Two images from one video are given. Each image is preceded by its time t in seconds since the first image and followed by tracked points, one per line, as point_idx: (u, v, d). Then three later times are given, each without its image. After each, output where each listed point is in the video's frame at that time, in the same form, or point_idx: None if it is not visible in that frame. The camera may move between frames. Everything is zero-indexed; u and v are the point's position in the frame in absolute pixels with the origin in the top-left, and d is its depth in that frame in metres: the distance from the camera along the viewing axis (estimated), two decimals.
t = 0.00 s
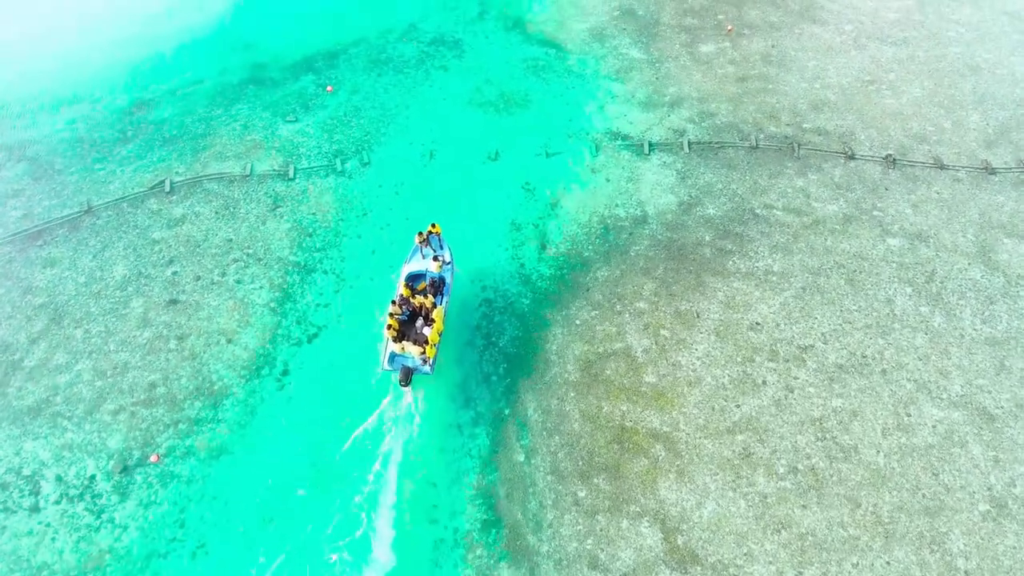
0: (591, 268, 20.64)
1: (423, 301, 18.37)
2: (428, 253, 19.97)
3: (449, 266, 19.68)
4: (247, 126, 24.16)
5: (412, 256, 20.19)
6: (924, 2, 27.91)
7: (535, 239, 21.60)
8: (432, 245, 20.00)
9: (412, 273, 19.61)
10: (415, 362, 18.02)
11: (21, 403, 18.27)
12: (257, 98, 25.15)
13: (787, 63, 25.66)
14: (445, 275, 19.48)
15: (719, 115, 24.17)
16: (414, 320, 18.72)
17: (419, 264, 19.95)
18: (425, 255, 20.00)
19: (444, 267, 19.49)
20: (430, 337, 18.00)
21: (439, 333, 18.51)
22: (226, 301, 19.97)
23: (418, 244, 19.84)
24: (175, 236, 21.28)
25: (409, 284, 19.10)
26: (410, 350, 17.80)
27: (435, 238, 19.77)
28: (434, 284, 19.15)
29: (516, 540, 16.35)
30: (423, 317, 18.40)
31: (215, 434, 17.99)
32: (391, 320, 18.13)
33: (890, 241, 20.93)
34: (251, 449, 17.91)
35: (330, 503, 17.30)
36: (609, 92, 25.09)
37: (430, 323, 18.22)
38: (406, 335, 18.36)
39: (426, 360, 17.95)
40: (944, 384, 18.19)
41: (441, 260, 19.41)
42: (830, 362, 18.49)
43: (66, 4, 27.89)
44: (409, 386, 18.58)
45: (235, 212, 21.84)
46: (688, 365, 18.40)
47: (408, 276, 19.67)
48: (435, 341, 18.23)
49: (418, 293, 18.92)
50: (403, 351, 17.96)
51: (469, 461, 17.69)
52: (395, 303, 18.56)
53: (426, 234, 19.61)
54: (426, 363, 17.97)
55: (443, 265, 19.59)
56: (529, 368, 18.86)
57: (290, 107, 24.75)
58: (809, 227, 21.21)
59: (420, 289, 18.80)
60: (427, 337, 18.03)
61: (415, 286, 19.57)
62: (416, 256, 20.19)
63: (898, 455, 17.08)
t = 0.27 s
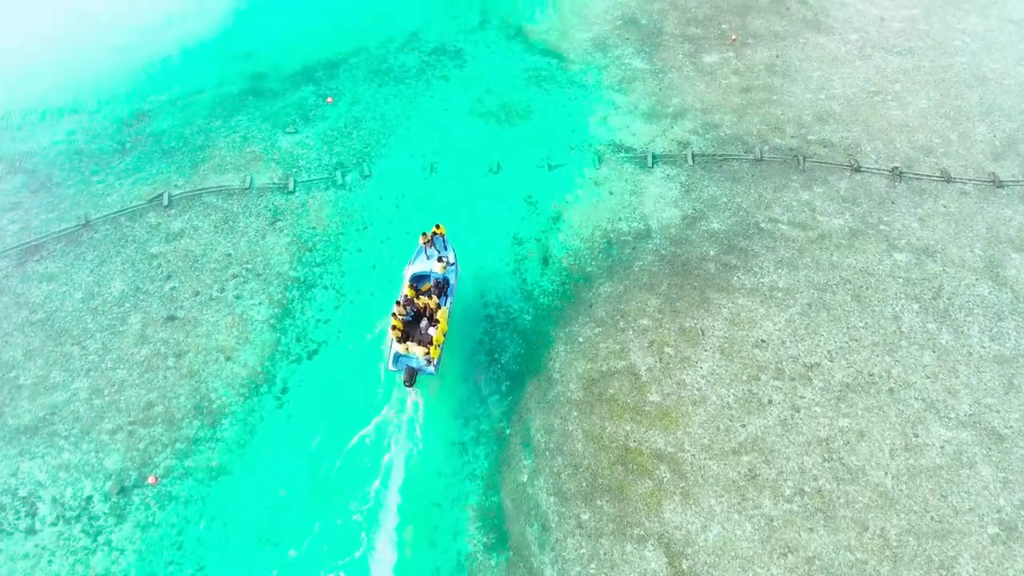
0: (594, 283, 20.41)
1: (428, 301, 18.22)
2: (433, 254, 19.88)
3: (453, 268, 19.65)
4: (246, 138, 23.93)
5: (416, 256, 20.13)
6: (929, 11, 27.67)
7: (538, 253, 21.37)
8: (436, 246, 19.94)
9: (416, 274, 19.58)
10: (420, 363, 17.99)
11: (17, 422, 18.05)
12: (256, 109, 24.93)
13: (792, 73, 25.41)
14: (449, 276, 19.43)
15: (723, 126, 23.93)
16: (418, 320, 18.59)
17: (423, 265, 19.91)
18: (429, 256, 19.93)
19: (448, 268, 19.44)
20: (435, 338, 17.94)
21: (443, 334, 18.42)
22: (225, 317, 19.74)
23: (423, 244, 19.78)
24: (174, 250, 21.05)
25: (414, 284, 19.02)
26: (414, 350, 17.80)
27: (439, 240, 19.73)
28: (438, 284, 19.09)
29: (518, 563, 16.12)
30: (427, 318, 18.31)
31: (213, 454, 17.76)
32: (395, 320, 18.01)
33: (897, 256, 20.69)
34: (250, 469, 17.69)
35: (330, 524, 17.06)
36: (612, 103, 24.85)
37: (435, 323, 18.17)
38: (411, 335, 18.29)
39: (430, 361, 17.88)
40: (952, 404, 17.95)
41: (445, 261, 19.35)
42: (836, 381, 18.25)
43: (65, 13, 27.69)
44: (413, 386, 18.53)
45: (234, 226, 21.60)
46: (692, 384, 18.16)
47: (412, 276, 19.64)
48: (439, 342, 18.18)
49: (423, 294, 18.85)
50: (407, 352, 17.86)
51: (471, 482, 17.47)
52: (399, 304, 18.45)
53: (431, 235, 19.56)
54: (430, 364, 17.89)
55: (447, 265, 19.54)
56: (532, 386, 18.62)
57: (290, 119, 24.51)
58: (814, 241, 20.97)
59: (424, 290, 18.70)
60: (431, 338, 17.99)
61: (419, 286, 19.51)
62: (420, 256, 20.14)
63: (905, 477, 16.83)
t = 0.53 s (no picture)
0: (597, 299, 20.19)
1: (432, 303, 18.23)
2: (437, 255, 19.79)
3: (458, 269, 19.57)
4: (245, 150, 23.72)
5: (421, 257, 20.05)
6: (935, 20, 27.43)
7: (540, 268, 21.15)
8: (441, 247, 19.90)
9: (421, 275, 19.62)
10: (424, 364, 18.01)
11: (13, 442, 17.83)
12: (256, 120, 24.71)
13: (796, 84, 25.19)
14: (454, 277, 19.41)
15: (727, 138, 23.71)
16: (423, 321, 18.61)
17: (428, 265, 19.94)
18: (434, 257, 19.85)
19: (452, 269, 19.41)
20: (439, 338, 17.95)
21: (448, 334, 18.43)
22: (223, 334, 19.53)
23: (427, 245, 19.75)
24: (172, 265, 20.82)
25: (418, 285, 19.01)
26: (419, 351, 17.83)
27: (444, 241, 19.60)
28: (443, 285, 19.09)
29: None
30: (432, 319, 18.33)
31: (212, 475, 17.53)
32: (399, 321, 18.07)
33: (903, 272, 20.46)
34: (249, 490, 17.45)
35: (330, 546, 16.83)
36: (614, 114, 24.63)
37: (439, 324, 18.20)
38: (415, 336, 18.32)
39: (435, 362, 17.89)
40: (960, 423, 17.71)
41: (450, 262, 19.31)
42: (843, 400, 18.02)
43: (64, 22, 27.49)
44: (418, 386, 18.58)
45: (233, 241, 21.37)
46: (697, 403, 17.93)
47: (417, 277, 19.68)
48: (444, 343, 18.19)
49: (427, 295, 18.87)
50: (411, 352, 17.92)
51: (472, 503, 17.24)
52: (404, 304, 18.48)
53: (435, 235, 19.51)
54: (435, 365, 17.91)
55: (452, 266, 19.50)
56: (534, 405, 18.41)
57: (290, 130, 24.30)
58: (820, 256, 20.74)
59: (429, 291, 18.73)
60: (436, 339, 18.00)
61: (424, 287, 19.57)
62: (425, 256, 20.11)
63: (913, 498, 16.59)
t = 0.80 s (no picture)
0: (599, 313, 20.02)
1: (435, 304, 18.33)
2: (440, 256, 19.88)
3: (461, 269, 19.61)
4: (245, 161, 23.54)
5: (424, 258, 20.11)
6: (939, 28, 27.23)
7: (541, 281, 20.98)
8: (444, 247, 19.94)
9: (425, 275, 19.64)
10: (428, 364, 18.10)
11: (10, 459, 17.67)
12: (255, 130, 24.53)
13: (800, 94, 25.00)
14: (458, 277, 19.43)
15: (730, 149, 23.52)
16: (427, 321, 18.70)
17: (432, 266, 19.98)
18: (437, 258, 19.93)
19: (456, 270, 19.40)
20: (443, 339, 18.07)
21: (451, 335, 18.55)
22: (223, 348, 19.37)
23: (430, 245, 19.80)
24: (171, 278, 20.66)
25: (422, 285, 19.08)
26: (423, 351, 17.91)
27: (447, 242, 19.73)
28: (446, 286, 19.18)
29: None
30: (435, 319, 18.43)
31: (211, 492, 17.37)
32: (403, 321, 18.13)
33: (908, 285, 20.28)
34: (248, 507, 17.28)
35: (329, 565, 16.64)
36: (616, 124, 24.45)
37: (443, 324, 18.31)
38: (419, 336, 18.41)
39: (439, 362, 18.00)
40: (966, 441, 17.53)
41: (454, 263, 19.26)
42: (847, 417, 17.85)
43: (63, 29, 27.23)
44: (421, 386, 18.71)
45: (232, 253, 21.20)
46: (700, 420, 17.77)
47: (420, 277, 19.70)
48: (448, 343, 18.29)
49: (431, 295, 18.97)
50: (415, 353, 18.01)
51: (473, 521, 17.07)
52: (407, 305, 18.59)
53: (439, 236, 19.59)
54: (438, 365, 18.03)
55: (456, 267, 19.51)
56: (536, 422, 18.24)
57: (290, 140, 24.13)
58: (824, 269, 20.56)
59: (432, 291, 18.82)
60: (440, 339, 18.10)
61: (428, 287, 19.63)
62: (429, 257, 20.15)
63: (919, 518, 16.42)
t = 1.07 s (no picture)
0: (602, 330, 19.82)
1: (441, 305, 18.33)
2: (445, 257, 19.87)
3: (465, 271, 19.65)
4: (244, 173, 23.36)
5: (428, 259, 20.08)
6: (944, 38, 27.03)
7: (543, 296, 20.78)
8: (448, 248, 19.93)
9: (428, 276, 19.62)
10: (432, 365, 18.09)
11: (7, 479, 17.47)
12: (255, 142, 24.36)
13: (804, 105, 24.81)
14: (462, 279, 19.49)
15: (734, 161, 23.33)
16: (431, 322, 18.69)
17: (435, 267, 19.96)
18: (441, 259, 19.91)
19: (460, 271, 19.46)
20: (448, 340, 18.07)
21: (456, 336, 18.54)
22: (222, 366, 19.18)
23: (435, 246, 19.75)
24: (170, 294, 20.48)
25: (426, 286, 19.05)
26: (427, 352, 17.89)
27: (452, 243, 19.67)
28: (451, 287, 19.18)
29: None
30: (440, 320, 18.41)
31: (210, 513, 17.17)
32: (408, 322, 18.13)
33: (914, 301, 20.08)
34: (247, 529, 17.09)
35: None
36: (619, 137, 24.25)
37: (448, 325, 18.28)
38: (424, 337, 18.39)
39: (443, 363, 17.97)
40: (974, 461, 17.32)
41: (458, 264, 19.34)
42: (853, 437, 17.64)
43: (62, 34, 27.22)
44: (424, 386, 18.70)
45: (231, 268, 21.02)
46: (704, 440, 17.57)
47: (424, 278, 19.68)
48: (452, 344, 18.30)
49: (435, 296, 18.96)
50: (420, 354, 17.97)
51: (475, 543, 16.86)
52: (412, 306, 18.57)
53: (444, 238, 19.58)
54: (443, 366, 17.99)
55: (460, 268, 19.58)
56: (538, 442, 18.03)
57: (290, 153, 23.96)
58: (829, 285, 20.37)
59: (437, 292, 18.80)
60: (445, 340, 18.10)
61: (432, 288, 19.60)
62: (432, 258, 20.13)
63: (927, 540, 16.19)
